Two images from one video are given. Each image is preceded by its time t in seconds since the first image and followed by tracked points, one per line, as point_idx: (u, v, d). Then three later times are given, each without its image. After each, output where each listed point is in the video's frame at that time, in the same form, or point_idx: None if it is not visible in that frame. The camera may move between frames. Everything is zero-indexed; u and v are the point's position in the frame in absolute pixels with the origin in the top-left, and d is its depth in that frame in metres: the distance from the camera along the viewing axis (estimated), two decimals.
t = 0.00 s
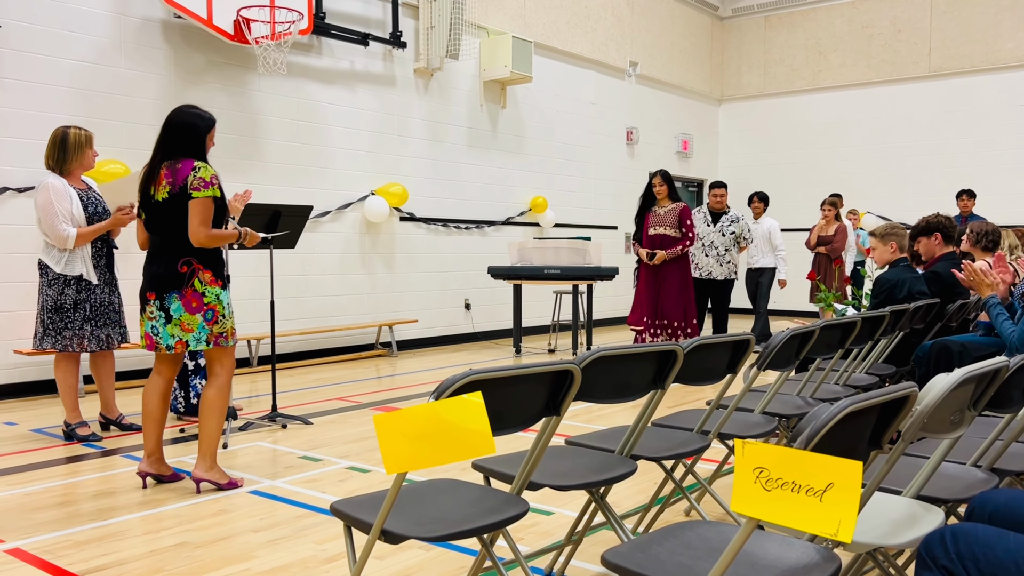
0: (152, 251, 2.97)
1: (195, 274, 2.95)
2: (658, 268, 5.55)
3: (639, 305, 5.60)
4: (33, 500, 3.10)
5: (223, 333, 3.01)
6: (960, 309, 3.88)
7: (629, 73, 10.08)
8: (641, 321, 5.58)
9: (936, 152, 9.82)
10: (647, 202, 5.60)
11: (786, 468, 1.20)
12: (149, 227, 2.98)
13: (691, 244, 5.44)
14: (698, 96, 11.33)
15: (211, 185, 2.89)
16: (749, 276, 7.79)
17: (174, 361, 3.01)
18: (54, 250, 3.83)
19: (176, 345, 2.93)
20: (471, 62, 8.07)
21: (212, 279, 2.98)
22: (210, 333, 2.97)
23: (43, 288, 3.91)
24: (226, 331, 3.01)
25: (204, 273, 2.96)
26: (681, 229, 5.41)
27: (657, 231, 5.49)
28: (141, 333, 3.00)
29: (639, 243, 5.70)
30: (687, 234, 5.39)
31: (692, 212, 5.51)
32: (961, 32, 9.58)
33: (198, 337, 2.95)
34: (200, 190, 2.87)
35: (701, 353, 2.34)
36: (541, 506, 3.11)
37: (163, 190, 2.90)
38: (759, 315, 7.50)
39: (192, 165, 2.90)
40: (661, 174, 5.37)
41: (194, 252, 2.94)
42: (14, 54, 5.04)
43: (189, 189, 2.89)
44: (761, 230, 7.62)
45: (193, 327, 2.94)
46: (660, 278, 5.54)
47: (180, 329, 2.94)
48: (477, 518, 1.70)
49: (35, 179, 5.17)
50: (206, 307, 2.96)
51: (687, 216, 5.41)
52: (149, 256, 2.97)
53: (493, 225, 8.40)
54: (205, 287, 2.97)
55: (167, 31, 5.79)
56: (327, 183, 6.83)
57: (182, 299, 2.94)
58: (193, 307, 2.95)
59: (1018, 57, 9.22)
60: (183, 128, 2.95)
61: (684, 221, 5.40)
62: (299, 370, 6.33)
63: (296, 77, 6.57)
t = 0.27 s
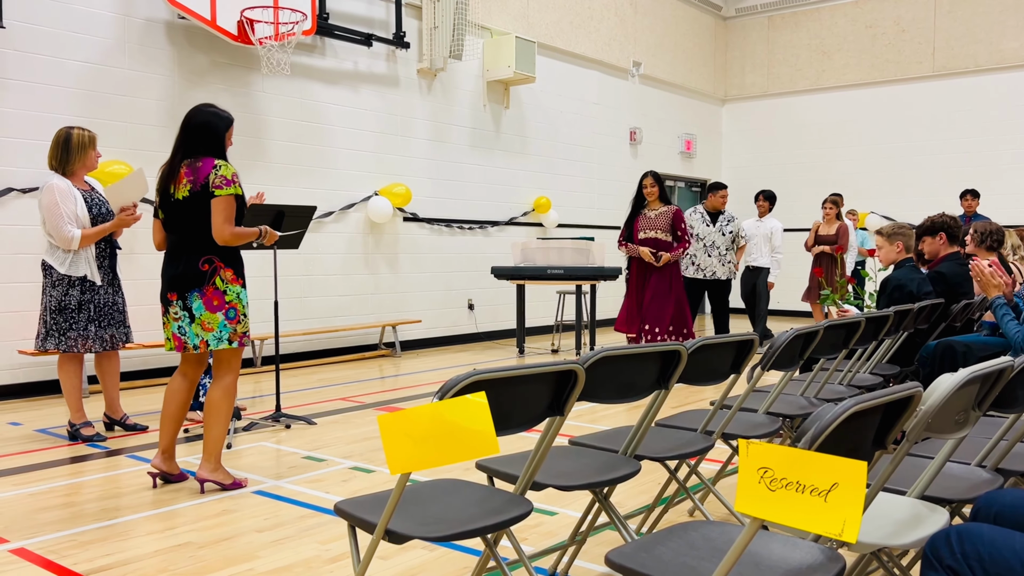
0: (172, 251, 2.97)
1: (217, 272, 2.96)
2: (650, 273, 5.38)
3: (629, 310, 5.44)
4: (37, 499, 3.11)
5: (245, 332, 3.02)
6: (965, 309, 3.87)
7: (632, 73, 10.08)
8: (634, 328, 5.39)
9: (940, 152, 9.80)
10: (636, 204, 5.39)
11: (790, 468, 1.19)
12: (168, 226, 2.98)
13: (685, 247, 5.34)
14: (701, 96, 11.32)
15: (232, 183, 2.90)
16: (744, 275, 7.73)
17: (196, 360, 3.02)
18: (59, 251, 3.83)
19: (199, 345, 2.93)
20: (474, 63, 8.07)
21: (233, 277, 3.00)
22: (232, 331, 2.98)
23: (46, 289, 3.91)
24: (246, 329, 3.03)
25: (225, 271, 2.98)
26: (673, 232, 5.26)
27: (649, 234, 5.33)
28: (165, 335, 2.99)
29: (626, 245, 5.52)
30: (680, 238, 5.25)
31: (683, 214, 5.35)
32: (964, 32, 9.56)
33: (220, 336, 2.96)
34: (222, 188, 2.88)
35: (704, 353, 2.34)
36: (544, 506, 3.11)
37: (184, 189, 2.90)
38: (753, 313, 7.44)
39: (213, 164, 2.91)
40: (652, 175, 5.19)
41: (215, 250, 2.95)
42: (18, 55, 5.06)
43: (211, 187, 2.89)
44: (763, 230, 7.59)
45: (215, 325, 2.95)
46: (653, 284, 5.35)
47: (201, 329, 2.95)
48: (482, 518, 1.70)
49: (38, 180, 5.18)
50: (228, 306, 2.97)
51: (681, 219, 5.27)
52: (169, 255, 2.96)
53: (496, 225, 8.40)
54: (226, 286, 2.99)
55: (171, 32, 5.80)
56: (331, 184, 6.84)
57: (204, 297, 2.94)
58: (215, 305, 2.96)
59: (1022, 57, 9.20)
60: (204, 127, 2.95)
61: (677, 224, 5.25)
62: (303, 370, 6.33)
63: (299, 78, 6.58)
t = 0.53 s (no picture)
0: (184, 250, 2.97)
1: (230, 273, 2.96)
2: (638, 269, 5.33)
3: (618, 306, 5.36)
4: (43, 499, 3.11)
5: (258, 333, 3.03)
6: (969, 309, 3.87)
7: (636, 73, 10.07)
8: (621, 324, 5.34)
9: (944, 152, 9.78)
10: (626, 198, 5.32)
11: (795, 469, 1.19)
12: (181, 226, 2.98)
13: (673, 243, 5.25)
14: (705, 96, 11.31)
15: (251, 183, 2.93)
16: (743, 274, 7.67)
17: (210, 363, 3.05)
18: (66, 252, 3.83)
19: (210, 345, 2.93)
20: (478, 63, 8.07)
21: (247, 278, 3.01)
22: (245, 333, 2.99)
23: (52, 290, 3.90)
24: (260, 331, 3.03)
25: (239, 272, 2.98)
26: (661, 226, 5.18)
27: (636, 230, 5.27)
28: (175, 334, 3.00)
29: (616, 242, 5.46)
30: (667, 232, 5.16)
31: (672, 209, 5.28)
32: (968, 31, 9.54)
33: (232, 337, 2.96)
34: (241, 189, 2.90)
35: (708, 353, 2.34)
36: (548, 506, 3.11)
37: (200, 189, 2.91)
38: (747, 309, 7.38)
39: (230, 164, 2.92)
40: (640, 168, 5.13)
41: (229, 250, 2.95)
42: (23, 55, 5.07)
43: (229, 187, 2.91)
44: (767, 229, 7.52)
45: (227, 327, 2.95)
46: (639, 280, 5.31)
47: (213, 329, 2.94)
48: (486, 518, 1.70)
49: (43, 180, 5.19)
50: (241, 307, 2.98)
51: (668, 214, 5.18)
52: (181, 255, 2.96)
53: (499, 225, 8.40)
54: (240, 287, 2.99)
55: (175, 33, 5.81)
56: (334, 184, 6.84)
57: (216, 298, 2.95)
58: (228, 306, 2.96)
59: None
60: (219, 127, 2.94)
61: (664, 218, 5.17)
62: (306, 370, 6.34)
63: (303, 78, 6.59)
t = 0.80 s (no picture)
0: (192, 250, 2.97)
1: (239, 273, 2.97)
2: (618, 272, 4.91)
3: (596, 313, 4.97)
4: (48, 498, 3.12)
5: (266, 333, 3.04)
6: (973, 309, 3.86)
7: (639, 73, 10.07)
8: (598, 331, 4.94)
9: (948, 151, 9.76)
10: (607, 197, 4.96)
11: (799, 468, 1.19)
12: (189, 226, 2.98)
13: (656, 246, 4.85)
14: (708, 96, 11.31)
15: (260, 182, 2.94)
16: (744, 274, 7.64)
17: (216, 361, 3.07)
18: (75, 251, 3.84)
19: (218, 345, 2.94)
20: (481, 63, 8.08)
21: (255, 278, 3.02)
22: (253, 333, 3.00)
23: (63, 288, 3.94)
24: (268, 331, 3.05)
25: (247, 272, 2.99)
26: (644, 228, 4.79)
27: (617, 230, 4.86)
28: (182, 333, 3.00)
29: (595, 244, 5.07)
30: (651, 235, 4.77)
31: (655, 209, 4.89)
32: (973, 31, 9.52)
33: (240, 337, 2.97)
34: (251, 189, 2.91)
35: (712, 353, 2.33)
36: (552, 506, 3.11)
37: (209, 189, 2.91)
38: (745, 309, 7.33)
39: (239, 164, 2.93)
40: (623, 165, 4.76)
41: (238, 251, 2.96)
42: (28, 56, 5.08)
43: (239, 187, 2.92)
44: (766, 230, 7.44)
45: (235, 326, 2.96)
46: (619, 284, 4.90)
47: (222, 329, 2.95)
48: (490, 518, 1.71)
49: (48, 180, 5.21)
50: (249, 307, 2.99)
51: (651, 215, 4.80)
52: (189, 255, 2.97)
53: (503, 225, 8.40)
54: (249, 287, 3.00)
55: (179, 33, 5.83)
56: (337, 184, 6.84)
57: (225, 298, 2.95)
58: (236, 306, 2.97)
59: None
60: (228, 126, 2.95)
61: (648, 219, 4.79)
62: (310, 370, 6.35)
63: (307, 78, 6.59)
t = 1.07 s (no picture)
0: (199, 249, 2.98)
1: (246, 272, 2.98)
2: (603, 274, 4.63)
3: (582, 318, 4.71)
4: (53, 497, 3.13)
5: (272, 333, 3.05)
6: (978, 309, 3.85)
7: (643, 73, 10.06)
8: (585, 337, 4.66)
9: (952, 151, 9.74)
10: (587, 196, 4.71)
11: (803, 468, 1.19)
12: (196, 225, 2.98)
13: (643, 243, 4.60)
14: (712, 96, 11.30)
15: (268, 182, 2.94)
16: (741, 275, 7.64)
17: (221, 360, 3.08)
18: (86, 250, 3.86)
19: (223, 344, 2.94)
20: (485, 63, 8.08)
21: (262, 278, 3.03)
22: (259, 332, 3.01)
23: (76, 286, 3.96)
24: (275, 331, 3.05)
25: (254, 271, 3.00)
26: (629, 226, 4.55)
27: (600, 230, 4.61)
28: (187, 333, 3.01)
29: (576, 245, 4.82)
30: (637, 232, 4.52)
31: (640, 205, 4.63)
32: (977, 30, 9.50)
33: (246, 336, 2.97)
34: (259, 189, 2.92)
35: (716, 354, 2.33)
36: (556, 506, 3.11)
37: (217, 188, 2.91)
38: (746, 309, 7.32)
39: (247, 164, 2.93)
40: (603, 161, 4.50)
41: (245, 250, 2.97)
42: (33, 56, 5.09)
43: (247, 187, 2.92)
44: (761, 229, 7.45)
45: (242, 326, 2.96)
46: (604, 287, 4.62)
47: (227, 328, 2.96)
48: (494, 518, 1.71)
49: (53, 180, 5.22)
50: (255, 307, 2.99)
51: (637, 212, 4.54)
52: (196, 255, 2.97)
53: (506, 225, 8.40)
54: (255, 286, 3.01)
55: (183, 33, 5.84)
56: (341, 184, 6.85)
57: (231, 297, 2.96)
58: (243, 305, 2.97)
59: None
60: (235, 126, 2.96)
61: (633, 216, 4.54)
62: (314, 370, 6.36)
63: (311, 78, 6.60)
